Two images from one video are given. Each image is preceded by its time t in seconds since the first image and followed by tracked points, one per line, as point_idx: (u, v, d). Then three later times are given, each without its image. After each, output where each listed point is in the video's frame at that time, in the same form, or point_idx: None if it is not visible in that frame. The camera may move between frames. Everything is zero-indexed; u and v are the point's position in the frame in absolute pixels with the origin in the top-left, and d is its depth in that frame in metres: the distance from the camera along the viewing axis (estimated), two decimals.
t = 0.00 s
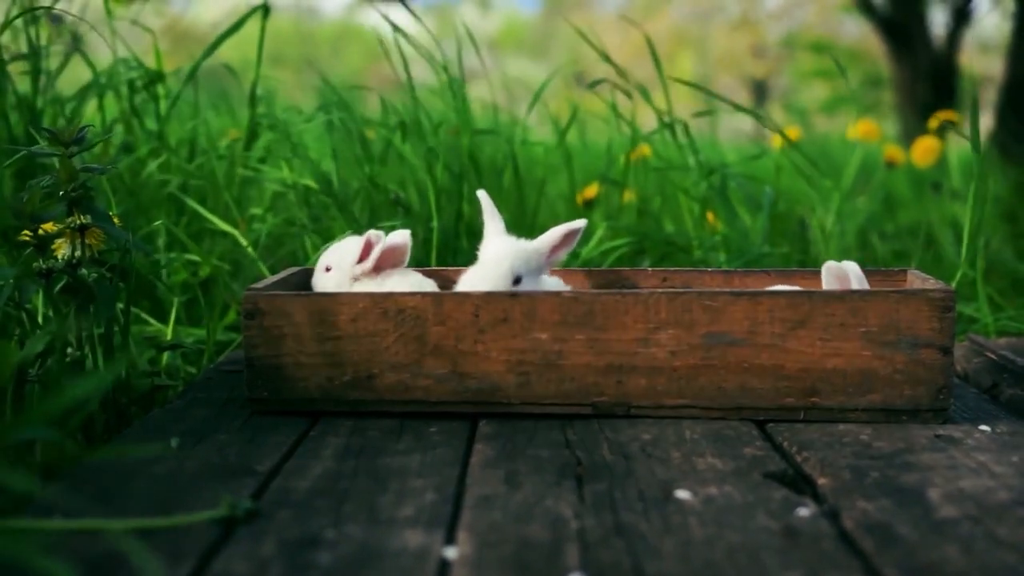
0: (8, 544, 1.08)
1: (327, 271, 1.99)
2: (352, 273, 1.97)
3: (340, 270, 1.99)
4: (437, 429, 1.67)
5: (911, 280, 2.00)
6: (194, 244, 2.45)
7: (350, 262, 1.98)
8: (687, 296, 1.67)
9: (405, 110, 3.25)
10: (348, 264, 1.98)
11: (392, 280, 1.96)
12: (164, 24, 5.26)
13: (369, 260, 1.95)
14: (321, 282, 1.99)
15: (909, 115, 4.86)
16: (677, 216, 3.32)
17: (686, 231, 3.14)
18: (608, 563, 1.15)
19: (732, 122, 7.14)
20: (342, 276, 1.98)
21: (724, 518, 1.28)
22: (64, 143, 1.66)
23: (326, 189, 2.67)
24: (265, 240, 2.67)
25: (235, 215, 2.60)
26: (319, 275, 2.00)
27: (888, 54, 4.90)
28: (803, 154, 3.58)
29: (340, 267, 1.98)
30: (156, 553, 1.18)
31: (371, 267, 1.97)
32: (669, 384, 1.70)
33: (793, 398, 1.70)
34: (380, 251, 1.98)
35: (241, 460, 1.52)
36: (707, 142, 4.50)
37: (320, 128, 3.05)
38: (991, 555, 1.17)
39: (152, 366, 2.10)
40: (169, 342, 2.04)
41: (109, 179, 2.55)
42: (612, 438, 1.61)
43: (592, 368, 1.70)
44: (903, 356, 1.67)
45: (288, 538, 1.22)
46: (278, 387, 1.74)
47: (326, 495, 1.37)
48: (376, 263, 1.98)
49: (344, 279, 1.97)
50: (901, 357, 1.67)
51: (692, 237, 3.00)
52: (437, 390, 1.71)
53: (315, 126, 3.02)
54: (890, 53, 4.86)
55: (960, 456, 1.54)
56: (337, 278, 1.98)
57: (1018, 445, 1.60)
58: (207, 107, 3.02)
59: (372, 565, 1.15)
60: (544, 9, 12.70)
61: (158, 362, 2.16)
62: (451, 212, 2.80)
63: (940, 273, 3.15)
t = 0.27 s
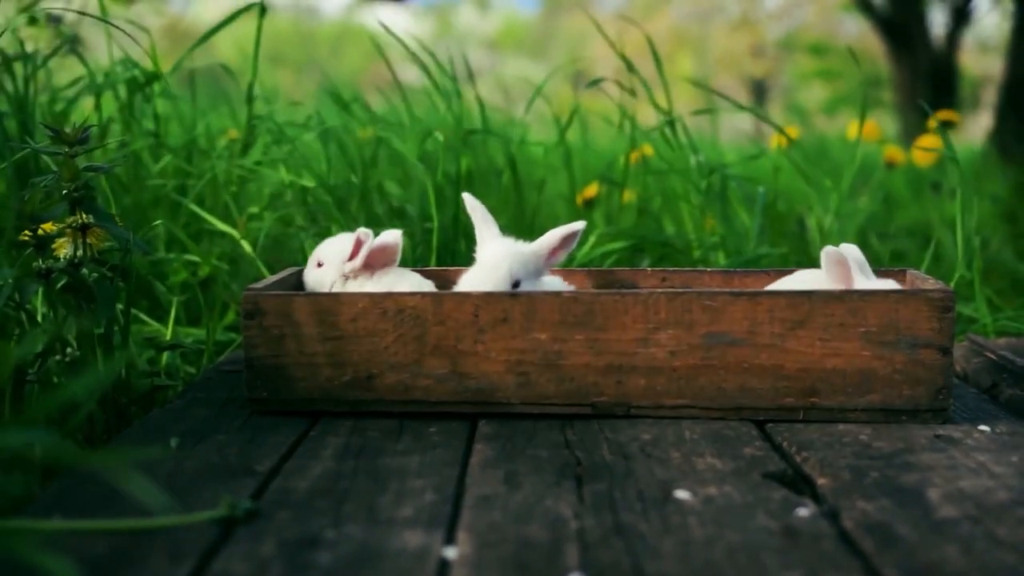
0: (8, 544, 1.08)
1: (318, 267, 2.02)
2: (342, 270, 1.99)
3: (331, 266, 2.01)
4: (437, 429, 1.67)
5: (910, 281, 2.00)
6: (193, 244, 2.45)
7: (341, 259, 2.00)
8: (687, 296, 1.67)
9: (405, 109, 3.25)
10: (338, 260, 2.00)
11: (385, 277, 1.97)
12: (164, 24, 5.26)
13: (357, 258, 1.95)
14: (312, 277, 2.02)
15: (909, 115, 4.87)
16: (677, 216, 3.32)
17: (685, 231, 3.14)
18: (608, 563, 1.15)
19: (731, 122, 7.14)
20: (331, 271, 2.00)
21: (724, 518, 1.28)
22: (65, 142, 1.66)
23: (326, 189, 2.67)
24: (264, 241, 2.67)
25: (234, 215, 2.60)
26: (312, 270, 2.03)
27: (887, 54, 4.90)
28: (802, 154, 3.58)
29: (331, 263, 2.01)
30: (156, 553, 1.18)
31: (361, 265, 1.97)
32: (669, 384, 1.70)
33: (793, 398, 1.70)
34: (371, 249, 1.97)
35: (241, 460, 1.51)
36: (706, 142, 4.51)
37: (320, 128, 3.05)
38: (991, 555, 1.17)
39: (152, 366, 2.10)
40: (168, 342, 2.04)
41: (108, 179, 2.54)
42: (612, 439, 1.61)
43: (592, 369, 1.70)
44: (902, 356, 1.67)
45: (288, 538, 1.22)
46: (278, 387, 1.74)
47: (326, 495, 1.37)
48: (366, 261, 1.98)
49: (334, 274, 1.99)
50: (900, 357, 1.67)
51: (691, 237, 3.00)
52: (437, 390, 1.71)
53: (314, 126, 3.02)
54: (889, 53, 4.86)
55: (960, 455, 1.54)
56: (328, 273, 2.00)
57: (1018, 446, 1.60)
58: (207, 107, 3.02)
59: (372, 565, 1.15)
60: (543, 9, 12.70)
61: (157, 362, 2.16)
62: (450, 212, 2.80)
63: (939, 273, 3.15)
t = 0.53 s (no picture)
0: (9, 545, 1.07)
1: (317, 250, 1.99)
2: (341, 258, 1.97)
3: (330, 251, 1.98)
4: (437, 428, 1.67)
5: (911, 280, 2.00)
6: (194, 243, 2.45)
7: (339, 244, 1.98)
8: (687, 296, 1.67)
9: (405, 108, 3.25)
10: (338, 246, 1.97)
11: (386, 274, 1.98)
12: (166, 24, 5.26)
13: (359, 250, 1.95)
14: (311, 261, 1.99)
15: (909, 115, 4.87)
16: (677, 216, 3.32)
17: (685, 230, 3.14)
18: (607, 563, 1.15)
19: (731, 122, 7.14)
20: (330, 258, 1.97)
21: (725, 518, 1.28)
22: (62, 142, 1.66)
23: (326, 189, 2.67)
24: (264, 240, 2.67)
25: (234, 214, 2.60)
26: (310, 254, 2.00)
27: (888, 53, 4.90)
28: (802, 154, 3.58)
29: (331, 248, 1.98)
30: (156, 554, 1.18)
31: (360, 256, 1.97)
32: (669, 384, 1.70)
33: (793, 398, 1.70)
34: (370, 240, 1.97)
35: (241, 460, 1.51)
36: (707, 141, 4.51)
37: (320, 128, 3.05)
38: (991, 555, 1.17)
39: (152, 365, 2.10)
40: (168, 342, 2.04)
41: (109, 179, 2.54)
42: (612, 438, 1.61)
43: (592, 368, 1.70)
44: (903, 356, 1.67)
45: (288, 538, 1.22)
46: (278, 387, 1.74)
47: (326, 495, 1.36)
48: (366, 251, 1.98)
49: (333, 262, 1.97)
50: (901, 356, 1.67)
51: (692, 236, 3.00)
52: (437, 390, 1.71)
53: (314, 125, 3.01)
54: (889, 53, 4.86)
55: (960, 455, 1.54)
56: (326, 259, 1.97)
57: (1018, 445, 1.60)
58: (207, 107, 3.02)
59: (372, 565, 1.15)
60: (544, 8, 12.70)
61: (157, 362, 2.16)
62: (451, 211, 2.80)
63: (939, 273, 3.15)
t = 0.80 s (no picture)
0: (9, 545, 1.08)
1: (320, 252, 1.99)
2: (345, 259, 1.97)
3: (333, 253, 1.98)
4: (437, 429, 1.67)
5: (911, 281, 1.99)
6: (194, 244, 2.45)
7: (343, 246, 1.98)
8: (687, 296, 1.67)
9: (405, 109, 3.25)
10: (342, 248, 1.97)
11: (388, 274, 1.98)
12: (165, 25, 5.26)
13: (365, 250, 1.96)
14: (313, 264, 1.99)
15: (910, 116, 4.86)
16: (677, 217, 3.32)
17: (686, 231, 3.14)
18: (608, 564, 1.15)
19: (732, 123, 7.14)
20: (333, 260, 1.97)
21: (725, 518, 1.28)
22: (63, 143, 1.66)
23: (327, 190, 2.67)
24: (265, 241, 2.67)
25: (235, 215, 2.60)
26: (312, 257, 2.00)
27: (888, 54, 4.90)
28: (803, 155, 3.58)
29: (333, 250, 1.98)
30: (156, 554, 1.18)
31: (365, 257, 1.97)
32: (669, 384, 1.70)
33: (793, 399, 1.70)
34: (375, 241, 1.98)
35: (241, 461, 1.51)
36: (707, 142, 4.51)
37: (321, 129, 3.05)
38: (991, 555, 1.17)
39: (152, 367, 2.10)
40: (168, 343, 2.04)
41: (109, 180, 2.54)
42: (612, 439, 1.61)
43: (592, 369, 1.70)
44: (903, 357, 1.67)
45: (289, 539, 1.22)
46: (278, 388, 1.74)
47: (327, 495, 1.36)
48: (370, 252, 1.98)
49: (336, 264, 1.97)
50: (901, 357, 1.67)
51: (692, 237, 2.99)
52: (437, 391, 1.71)
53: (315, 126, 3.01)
54: (890, 54, 4.86)
55: (961, 456, 1.54)
56: (330, 261, 1.97)
57: (1019, 446, 1.60)
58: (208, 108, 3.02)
59: (372, 565, 1.15)
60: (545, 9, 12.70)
61: (158, 363, 2.16)
62: (451, 212, 2.80)
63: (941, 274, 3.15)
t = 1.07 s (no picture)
0: (9, 547, 1.07)
1: (321, 251, 1.99)
2: (343, 258, 1.97)
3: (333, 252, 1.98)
4: (437, 431, 1.66)
5: (912, 283, 1.99)
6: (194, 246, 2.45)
7: (343, 245, 1.97)
8: (688, 298, 1.67)
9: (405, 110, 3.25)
10: (340, 247, 1.97)
11: (386, 278, 1.97)
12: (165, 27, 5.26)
13: (361, 250, 1.94)
14: (314, 262, 1.99)
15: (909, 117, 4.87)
16: (677, 218, 3.32)
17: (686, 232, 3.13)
18: (608, 565, 1.15)
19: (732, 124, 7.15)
20: (331, 258, 1.97)
21: (726, 520, 1.28)
22: (60, 145, 1.66)
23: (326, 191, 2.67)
24: (265, 242, 2.67)
25: (234, 216, 2.60)
26: (315, 255, 2.00)
27: (888, 55, 4.90)
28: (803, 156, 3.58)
29: (333, 248, 1.98)
30: (156, 556, 1.17)
31: (362, 256, 1.96)
32: (670, 386, 1.70)
33: (794, 400, 1.69)
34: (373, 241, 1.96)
35: (241, 462, 1.51)
36: (707, 143, 4.51)
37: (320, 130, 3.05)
38: (992, 557, 1.17)
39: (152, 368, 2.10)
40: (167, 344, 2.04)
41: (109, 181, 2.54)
42: (612, 441, 1.61)
43: (592, 370, 1.70)
44: (904, 358, 1.67)
45: (289, 540, 1.22)
46: (278, 389, 1.73)
47: (326, 497, 1.36)
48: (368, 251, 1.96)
49: (334, 262, 1.96)
50: (901, 359, 1.67)
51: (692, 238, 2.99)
52: (437, 393, 1.71)
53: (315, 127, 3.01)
54: (890, 55, 4.87)
55: (961, 458, 1.53)
56: (328, 259, 1.97)
57: (1019, 448, 1.60)
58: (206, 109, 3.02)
59: (372, 567, 1.15)
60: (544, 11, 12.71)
61: (157, 364, 2.16)
62: (451, 214, 2.79)
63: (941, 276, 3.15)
